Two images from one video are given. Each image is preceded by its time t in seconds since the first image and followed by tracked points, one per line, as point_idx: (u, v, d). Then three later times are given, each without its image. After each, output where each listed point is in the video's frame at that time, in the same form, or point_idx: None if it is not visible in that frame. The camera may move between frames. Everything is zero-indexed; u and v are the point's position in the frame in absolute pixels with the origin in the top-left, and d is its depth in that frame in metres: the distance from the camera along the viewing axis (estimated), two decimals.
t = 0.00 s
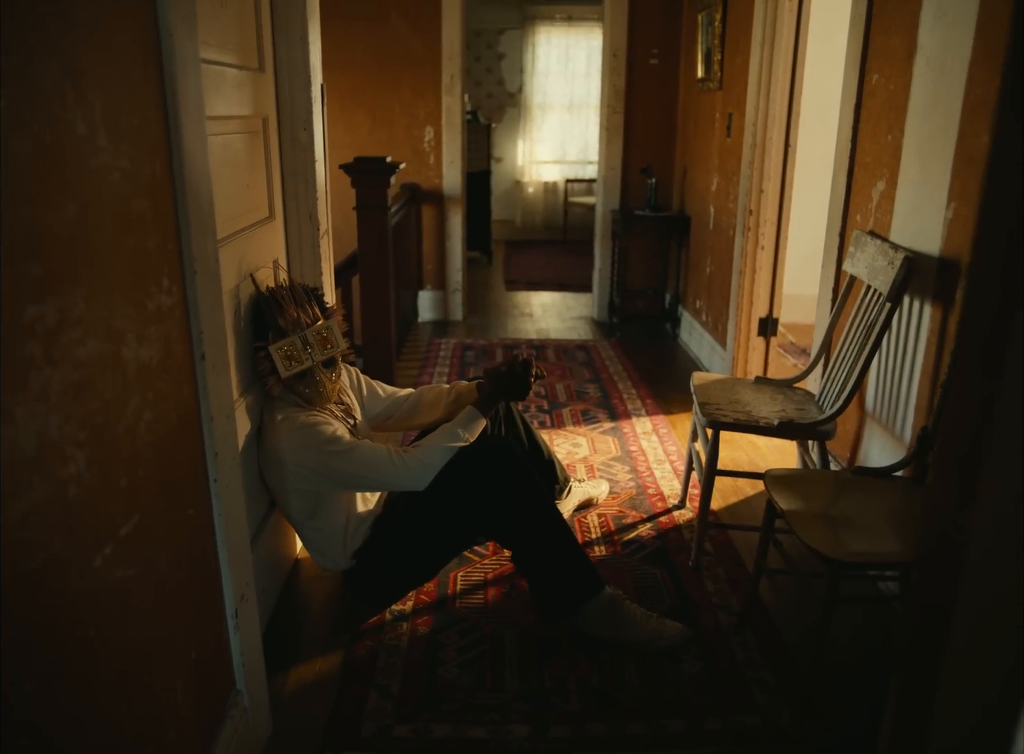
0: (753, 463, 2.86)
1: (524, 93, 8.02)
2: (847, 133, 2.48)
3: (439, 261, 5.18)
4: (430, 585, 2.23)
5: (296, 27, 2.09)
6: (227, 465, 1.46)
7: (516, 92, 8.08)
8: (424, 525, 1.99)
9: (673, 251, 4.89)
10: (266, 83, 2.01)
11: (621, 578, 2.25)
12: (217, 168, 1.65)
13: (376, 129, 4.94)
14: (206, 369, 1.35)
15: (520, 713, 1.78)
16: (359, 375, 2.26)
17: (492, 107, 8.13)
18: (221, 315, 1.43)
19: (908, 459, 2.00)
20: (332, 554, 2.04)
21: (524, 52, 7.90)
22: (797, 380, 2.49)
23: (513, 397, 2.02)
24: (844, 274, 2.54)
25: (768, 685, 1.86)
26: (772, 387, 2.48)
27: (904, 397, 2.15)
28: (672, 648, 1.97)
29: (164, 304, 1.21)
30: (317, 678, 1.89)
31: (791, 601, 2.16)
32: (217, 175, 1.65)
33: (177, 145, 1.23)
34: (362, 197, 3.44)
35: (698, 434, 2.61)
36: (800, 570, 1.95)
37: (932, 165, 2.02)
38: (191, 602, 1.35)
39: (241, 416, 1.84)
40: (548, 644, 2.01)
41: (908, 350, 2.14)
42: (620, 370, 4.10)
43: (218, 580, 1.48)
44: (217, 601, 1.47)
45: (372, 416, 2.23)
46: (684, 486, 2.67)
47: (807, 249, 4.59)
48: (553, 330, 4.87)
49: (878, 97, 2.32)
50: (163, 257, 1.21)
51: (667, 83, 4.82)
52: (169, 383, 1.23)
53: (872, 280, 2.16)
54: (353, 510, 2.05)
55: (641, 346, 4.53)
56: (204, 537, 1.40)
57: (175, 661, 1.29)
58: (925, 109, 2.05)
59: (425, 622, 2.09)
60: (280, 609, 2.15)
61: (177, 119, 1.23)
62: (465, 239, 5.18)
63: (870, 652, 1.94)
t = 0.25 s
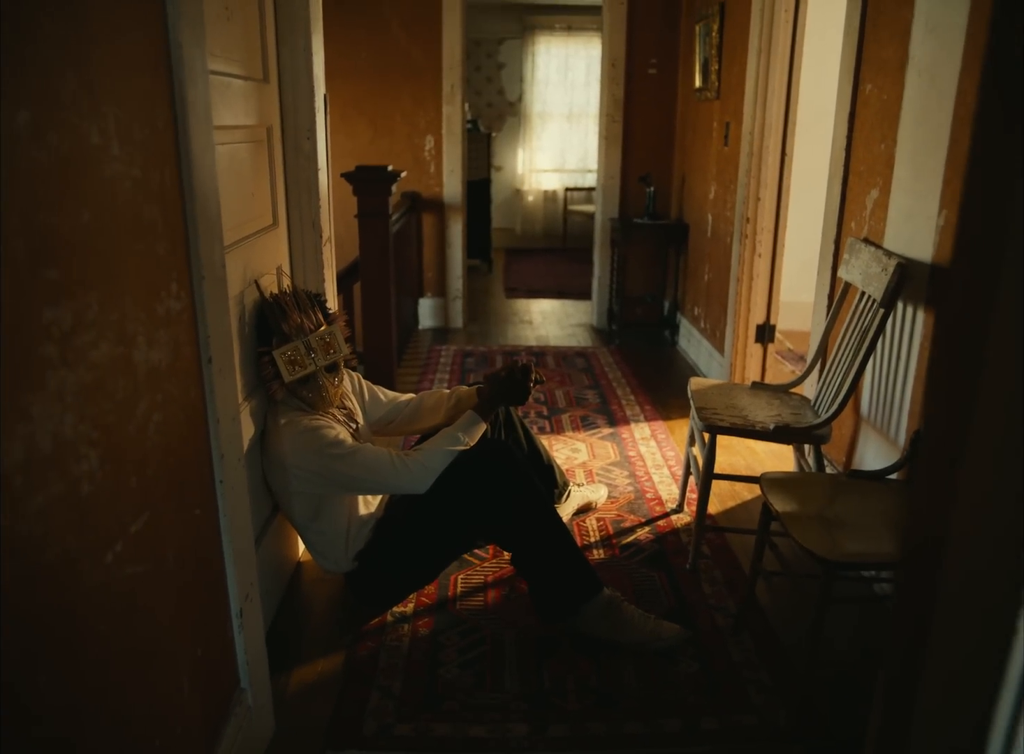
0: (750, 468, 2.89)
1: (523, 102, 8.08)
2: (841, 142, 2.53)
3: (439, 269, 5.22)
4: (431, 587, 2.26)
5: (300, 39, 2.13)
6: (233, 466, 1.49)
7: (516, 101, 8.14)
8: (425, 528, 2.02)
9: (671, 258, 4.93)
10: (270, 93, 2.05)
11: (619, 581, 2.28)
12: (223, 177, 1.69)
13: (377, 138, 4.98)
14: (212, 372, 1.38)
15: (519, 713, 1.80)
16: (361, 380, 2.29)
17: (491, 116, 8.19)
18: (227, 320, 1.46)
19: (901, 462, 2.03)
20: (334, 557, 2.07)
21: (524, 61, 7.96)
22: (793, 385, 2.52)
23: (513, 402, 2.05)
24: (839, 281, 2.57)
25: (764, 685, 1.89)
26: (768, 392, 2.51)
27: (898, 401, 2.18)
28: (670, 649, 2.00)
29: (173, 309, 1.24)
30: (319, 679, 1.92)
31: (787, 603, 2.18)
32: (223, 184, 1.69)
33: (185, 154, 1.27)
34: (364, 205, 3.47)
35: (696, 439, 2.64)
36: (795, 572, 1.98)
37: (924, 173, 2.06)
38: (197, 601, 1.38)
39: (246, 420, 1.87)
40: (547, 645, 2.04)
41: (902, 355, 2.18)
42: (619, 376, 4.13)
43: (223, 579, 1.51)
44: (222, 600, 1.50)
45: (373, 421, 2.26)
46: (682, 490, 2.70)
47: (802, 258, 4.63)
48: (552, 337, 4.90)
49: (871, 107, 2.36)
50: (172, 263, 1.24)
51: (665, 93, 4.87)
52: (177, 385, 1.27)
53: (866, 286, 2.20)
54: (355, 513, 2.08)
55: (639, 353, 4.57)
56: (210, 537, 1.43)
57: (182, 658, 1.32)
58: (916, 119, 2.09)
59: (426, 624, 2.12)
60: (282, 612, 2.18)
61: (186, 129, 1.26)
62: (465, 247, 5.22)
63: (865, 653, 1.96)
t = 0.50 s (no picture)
0: (747, 472, 2.92)
1: (522, 110, 8.14)
2: (835, 150, 2.56)
3: (439, 276, 5.26)
4: (431, 589, 2.29)
5: (303, 50, 2.17)
6: (237, 467, 1.52)
7: (515, 109, 8.20)
8: (426, 531, 2.05)
9: (669, 265, 4.97)
10: (274, 102, 2.09)
11: (617, 583, 2.31)
12: (228, 184, 1.73)
13: (378, 146, 5.02)
14: (217, 375, 1.42)
15: (518, 712, 1.83)
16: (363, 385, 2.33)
17: (491, 124, 8.25)
18: (232, 324, 1.49)
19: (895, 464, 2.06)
20: (335, 559, 2.10)
21: (523, 70, 8.02)
22: (788, 390, 2.56)
23: (512, 406, 2.09)
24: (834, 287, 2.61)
25: (759, 685, 1.91)
26: (764, 396, 2.54)
27: (891, 404, 2.21)
28: (667, 650, 2.02)
29: (180, 312, 1.28)
30: (320, 679, 1.94)
31: (783, 604, 2.21)
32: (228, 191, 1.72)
33: (192, 162, 1.30)
34: (365, 213, 3.51)
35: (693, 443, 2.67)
36: (790, 573, 2.01)
37: (916, 181, 2.09)
38: (202, 600, 1.40)
39: (249, 423, 1.90)
40: (546, 645, 2.07)
41: (895, 359, 2.21)
42: (618, 382, 4.16)
43: (227, 579, 1.54)
44: (225, 599, 1.53)
45: (375, 425, 2.29)
46: (680, 494, 2.73)
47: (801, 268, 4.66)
48: (551, 344, 4.94)
49: (864, 116, 2.40)
50: (180, 268, 1.27)
51: (663, 101, 4.92)
52: (184, 387, 1.30)
53: (860, 292, 2.23)
54: (356, 515, 2.11)
55: (638, 359, 4.60)
56: (215, 537, 1.46)
57: (187, 656, 1.34)
58: (909, 128, 2.13)
59: (426, 625, 2.15)
60: (284, 613, 2.20)
61: (193, 139, 1.30)
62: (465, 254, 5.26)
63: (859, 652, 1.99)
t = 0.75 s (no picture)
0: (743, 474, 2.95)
1: (521, 117, 8.18)
2: (829, 156, 2.60)
3: (438, 281, 5.29)
4: (431, 589, 2.32)
5: (305, 57, 2.20)
6: (241, 467, 1.55)
7: (514, 115, 8.24)
8: (426, 531, 2.08)
9: (667, 270, 5.00)
10: (276, 109, 2.12)
11: (615, 583, 2.34)
12: (233, 190, 1.76)
13: (378, 152, 5.06)
14: (222, 376, 1.45)
15: (517, 709, 1.86)
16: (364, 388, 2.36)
17: (490, 130, 8.29)
18: (236, 327, 1.52)
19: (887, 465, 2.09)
20: (337, 559, 2.12)
21: (522, 76, 8.06)
22: (784, 392, 2.59)
23: (511, 408, 2.12)
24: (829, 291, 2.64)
25: (755, 682, 1.94)
26: (760, 399, 2.57)
27: (885, 406, 2.24)
28: (664, 648, 2.05)
29: (186, 314, 1.31)
30: (322, 677, 1.97)
31: (778, 604, 2.24)
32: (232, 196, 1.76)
33: (199, 168, 1.33)
34: (365, 218, 3.55)
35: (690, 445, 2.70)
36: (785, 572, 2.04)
37: (908, 185, 2.13)
38: (207, 597, 1.43)
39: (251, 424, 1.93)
40: (545, 644, 2.09)
41: (888, 361, 2.24)
42: (616, 386, 4.20)
43: (231, 577, 1.57)
44: (230, 596, 1.56)
45: (375, 427, 2.32)
46: (677, 496, 2.76)
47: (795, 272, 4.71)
48: (550, 348, 4.97)
49: (858, 122, 2.43)
50: (187, 272, 1.30)
51: (661, 108, 4.96)
52: (190, 387, 1.33)
53: (854, 296, 2.27)
54: (357, 516, 2.14)
55: (636, 363, 4.63)
56: (220, 535, 1.49)
57: (193, 651, 1.37)
58: (901, 133, 2.17)
59: (426, 624, 2.17)
60: (286, 613, 2.23)
61: (200, 145, 1.33)
62: (464, 259, 5.29)
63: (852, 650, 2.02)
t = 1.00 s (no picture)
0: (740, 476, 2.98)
1: (520, 123, 8.23)
2: (824, 162, 2.64)
3: (438, 286, 5.33)
4: (431, 589, 2.34)
5: (307, 65, 2.24)
6: (245, 467, 1.58)
7: (514, 121, 8.29)
8: (426, 531, 2.11)
9: (665, 275, 5.04)
10: (279, 116, 2.16)
11: (612, 583, 2.37)
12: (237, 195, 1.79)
13: (378, 158, 5.10)
14: (227, 378, 1.48)
15: (516, 705, 1.88)
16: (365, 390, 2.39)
17: (490, 135, 8.34)
18: (240, 330, 1.55)
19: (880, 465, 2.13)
20: (337, 559, 2.15)
21: (521, 82, 8.11)
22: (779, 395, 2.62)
23: (510, 410, 2.15)
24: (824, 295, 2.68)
25: (750, 680, 1.97)
26: (756, 401, 2.61)
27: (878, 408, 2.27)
28: (661, 647, 2.08)
29: (193, 317, 1.34)
30: (324, 675, 2.00)
31: (773, 603, 2.27)
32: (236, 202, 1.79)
33: (205, 174, 1.37)
34: (366, 223, 3.59)
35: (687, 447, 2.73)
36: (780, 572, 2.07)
37: (899, 190, 2.16)
38: (211, 594, 1.46)
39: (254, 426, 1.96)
40: (543, 643, 2.12)
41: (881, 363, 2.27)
42: (614, 390, 4.23)
43: (235, 575, 1.60)
44: (234, 594, 1.59)
45: (376, 429, 2.35)
46: (674, 497, 2.79)
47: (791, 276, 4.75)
48: (549, 353, 5.00)
49: (851, 128, 2.47)
50: (193, 275, 1.34)
51: (658, 114, 5.01)
52: (196, 388, 1.36)
53: (848, 299, 2.30)
54: (358, 517, 2.17)
55: (634, 368, 4.66)
56: (224, 533, 1.52)
57: (198, 646, 1.40)
58: (893, 139, 2.20)
59: (426, 623, 2.20)
60: (287, 612, 2.26)
61: (206, 152, 1.36)
62: (463, 264, 5.33)
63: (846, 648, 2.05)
